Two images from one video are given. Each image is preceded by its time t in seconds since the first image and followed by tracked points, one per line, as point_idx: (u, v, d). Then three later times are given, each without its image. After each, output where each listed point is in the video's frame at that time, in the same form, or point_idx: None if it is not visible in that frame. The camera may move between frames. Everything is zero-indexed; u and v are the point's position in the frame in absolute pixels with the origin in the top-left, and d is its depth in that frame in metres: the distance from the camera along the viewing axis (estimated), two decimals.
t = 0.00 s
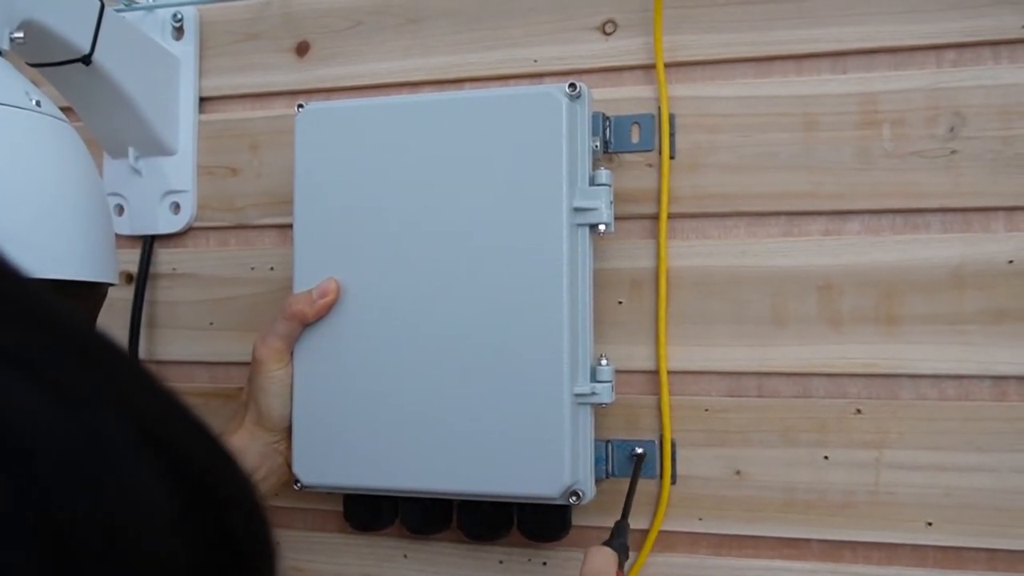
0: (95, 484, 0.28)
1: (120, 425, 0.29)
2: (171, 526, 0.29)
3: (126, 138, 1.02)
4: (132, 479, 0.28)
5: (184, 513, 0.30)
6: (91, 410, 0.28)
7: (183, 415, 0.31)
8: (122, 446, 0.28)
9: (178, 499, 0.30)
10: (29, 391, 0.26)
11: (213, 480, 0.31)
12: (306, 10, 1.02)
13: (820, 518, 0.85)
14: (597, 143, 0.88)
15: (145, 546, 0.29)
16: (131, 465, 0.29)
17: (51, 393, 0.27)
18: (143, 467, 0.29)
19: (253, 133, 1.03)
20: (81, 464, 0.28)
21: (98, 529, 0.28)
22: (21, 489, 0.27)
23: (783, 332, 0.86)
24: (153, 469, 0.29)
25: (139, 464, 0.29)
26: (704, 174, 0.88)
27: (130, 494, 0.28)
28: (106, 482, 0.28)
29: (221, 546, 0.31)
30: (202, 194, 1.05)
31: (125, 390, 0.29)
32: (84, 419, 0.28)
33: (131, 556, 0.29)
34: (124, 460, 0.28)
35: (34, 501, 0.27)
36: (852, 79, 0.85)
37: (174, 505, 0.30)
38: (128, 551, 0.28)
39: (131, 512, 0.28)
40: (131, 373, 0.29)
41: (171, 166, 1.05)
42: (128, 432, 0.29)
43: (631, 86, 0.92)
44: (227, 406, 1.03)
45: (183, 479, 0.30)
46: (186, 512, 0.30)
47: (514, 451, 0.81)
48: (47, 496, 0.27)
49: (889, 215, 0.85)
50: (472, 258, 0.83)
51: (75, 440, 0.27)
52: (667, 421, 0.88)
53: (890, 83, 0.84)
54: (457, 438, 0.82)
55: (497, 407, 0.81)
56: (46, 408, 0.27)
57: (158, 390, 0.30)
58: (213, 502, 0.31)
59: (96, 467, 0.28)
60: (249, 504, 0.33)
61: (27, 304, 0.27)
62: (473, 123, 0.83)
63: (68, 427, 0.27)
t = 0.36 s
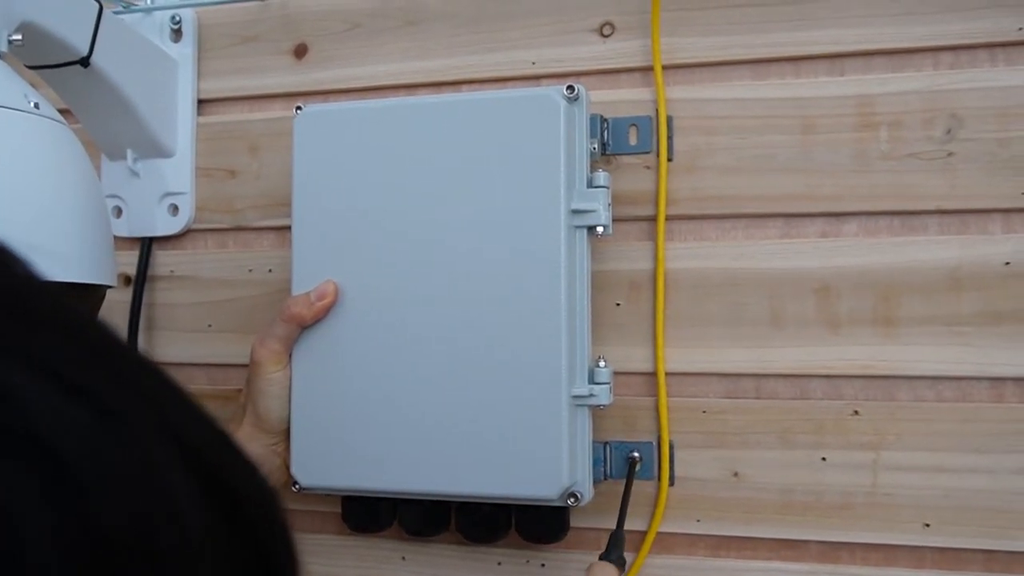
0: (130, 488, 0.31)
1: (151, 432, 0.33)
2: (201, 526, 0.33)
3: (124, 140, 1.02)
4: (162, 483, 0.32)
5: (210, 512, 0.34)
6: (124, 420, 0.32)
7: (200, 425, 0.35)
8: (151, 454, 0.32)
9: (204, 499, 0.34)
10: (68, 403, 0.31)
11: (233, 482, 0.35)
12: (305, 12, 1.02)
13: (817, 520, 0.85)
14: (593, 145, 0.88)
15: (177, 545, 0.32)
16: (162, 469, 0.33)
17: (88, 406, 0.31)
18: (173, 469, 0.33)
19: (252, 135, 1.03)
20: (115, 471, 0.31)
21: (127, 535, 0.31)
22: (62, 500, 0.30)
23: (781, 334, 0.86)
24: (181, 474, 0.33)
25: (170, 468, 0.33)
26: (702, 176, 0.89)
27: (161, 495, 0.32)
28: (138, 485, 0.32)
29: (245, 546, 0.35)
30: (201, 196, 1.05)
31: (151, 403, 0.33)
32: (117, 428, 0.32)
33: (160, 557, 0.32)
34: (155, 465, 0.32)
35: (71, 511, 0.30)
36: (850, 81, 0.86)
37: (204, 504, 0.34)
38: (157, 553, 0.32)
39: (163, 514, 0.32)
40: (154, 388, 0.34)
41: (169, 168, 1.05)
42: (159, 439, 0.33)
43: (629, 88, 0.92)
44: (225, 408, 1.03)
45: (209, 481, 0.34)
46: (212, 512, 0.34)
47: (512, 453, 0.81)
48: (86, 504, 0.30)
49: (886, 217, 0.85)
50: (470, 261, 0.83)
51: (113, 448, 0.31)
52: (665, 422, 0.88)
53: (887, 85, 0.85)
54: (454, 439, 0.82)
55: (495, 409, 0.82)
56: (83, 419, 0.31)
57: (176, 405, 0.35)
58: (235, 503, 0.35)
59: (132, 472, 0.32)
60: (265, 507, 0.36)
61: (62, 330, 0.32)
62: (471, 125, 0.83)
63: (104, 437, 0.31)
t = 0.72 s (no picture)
0: (158, 481, 0.31)
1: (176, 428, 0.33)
2: (233, 531, 0.33)
3: (124, 143, 1.03)
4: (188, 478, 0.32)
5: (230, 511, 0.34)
6: (153, 413, 0.32)
7: (222, 426, 0.35)
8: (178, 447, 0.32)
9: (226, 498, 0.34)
10: (97, 392, 0.31)
11: (250, 480, 0.35)
12: (304, 14, 1.02)
13: (816, 521, 0.85)
14: (593, 148, 0.88)
15: (204, 543, 0.31)
16: (187, 464, 0.32)
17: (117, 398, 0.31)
18: (198, 466, 0.33)
19: (251, 137, 1.04)
20: (145, 465, 0.31)
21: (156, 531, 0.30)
22: (102, 497, 0.29)
23: (780, 336, 0.87)
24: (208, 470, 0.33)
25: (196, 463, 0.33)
26: (700, 178, 0.89)
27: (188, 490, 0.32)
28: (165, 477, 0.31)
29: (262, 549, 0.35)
30: (201, 198, 1.05)
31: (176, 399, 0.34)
32: (149, 426, 0.32)
33: (190, 554, 0.31)
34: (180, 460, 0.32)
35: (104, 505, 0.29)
36: (848, 84, 0.86)
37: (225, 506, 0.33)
38: (185, 549, 0.31)
39: (191, 508, 0.31)
40: (176, 385, 0.34)
41: (169, 170, 1.05)
42: (184, 435, 0.33)
43: (627, 90, 0.92)
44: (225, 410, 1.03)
45: (230, 479, 0.34)
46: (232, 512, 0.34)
47: (512, 454, 0.81)
48: (117, 495, 0.30)
49: (884, 219, 0.85)
50: (470, 262, 0.83)
51: (142, 440, 0.31)
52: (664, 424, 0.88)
53: (885, 88, 0.85)
54: (454, 441, 0.83)
55: (495, 410, 0.82)
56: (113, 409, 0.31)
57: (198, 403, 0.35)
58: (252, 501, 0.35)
59: (166, 474, 0.31)
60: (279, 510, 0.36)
61: (89, 326, 0.32)
62: (470, 127, 0.84)
63: (134, 428, 0.31)
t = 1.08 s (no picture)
0: (62, 474, 0.34)
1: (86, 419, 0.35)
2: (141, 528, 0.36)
3: (128, 147, 1.03)
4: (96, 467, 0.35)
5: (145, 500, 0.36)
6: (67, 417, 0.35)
7: (149, 423, 0.38)
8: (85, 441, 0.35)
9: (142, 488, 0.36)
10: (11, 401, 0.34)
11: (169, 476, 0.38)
12: (307, 19, 1.03)
13: (815, 524, 0.86)
14: (595, 152, 0.89)
15: (113, 533, 0.35)
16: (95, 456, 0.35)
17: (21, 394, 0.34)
18: (109, 457, 0.35)
19: (254, 142, 1.04)
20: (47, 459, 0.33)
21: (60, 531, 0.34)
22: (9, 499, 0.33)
23: (780, 340, 0.87)
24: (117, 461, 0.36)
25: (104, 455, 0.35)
26: (701, 184, 0.89)
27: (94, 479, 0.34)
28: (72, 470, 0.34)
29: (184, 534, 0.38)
30: (203, 202, 1.06)
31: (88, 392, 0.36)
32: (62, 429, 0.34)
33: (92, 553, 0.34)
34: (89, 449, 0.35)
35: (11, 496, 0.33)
36: (848, 90, 0.87)
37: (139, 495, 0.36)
38: (88, 548, 0.34)
39: (94, 501, 0.34)
40: (95, 376, 0.37)
41: (172, 174, 1.06)
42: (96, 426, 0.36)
43: (629, 96, 0.93)
44: (227, 413, 1.03)
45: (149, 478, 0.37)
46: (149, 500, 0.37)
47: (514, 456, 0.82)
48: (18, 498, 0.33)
49: (883, 224, 0.86)
50: (472, 266, 0.83)
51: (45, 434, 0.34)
52: (665, 426, 0.88)
53: (884, 94, 0.86)
54: (457, 443, 0.83)
55: (498, 413, 0.82)
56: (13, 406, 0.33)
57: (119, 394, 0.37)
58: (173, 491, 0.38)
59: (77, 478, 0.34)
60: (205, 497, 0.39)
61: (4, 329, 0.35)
62: (472, 132, 0.84)
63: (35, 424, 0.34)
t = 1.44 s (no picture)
0: (58, 483, 0.36)
1: (83, 432, 0.37)
2: (136, 534, 0.38)
3: (132, 153, 1.04)
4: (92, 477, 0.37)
5: (136, 508, 0.39)
6: (69, 431, 0.37)
7: (140, 435, 0.40)
8: (84, 454, 0.37)
9: (133, 497, 0.39)
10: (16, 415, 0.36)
11: (163, 486, 0.40)
12: (311, 26, 1.03)
13: (818, 528, 0.86)
14: (599, 159, 0.89)
15: (108, 538, 0.37)
16: (93, 467, 0.37)
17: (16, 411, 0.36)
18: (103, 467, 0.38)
19: (258, 148, 1.05)
20: (42, 474, 0.35)
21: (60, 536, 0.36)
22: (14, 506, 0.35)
23: (782, 345, 0.88)
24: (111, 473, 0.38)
25: (100, 467, 0.37)
26: (704, 190, 0.90)
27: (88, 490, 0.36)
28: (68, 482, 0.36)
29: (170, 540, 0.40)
30: (207, 208, 1.06)
31: (82, 407, 0.38)
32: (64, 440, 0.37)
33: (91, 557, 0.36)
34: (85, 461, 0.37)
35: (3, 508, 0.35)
36: (849, 98, 0.87)
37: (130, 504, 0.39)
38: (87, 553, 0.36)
39: (93, 508, 0.37)
40: (88, 391, 0.39)
41: (176, 180, 1.06)
42: (89, 440, 0.38)
43: (631, 103, 0.93)
44: (231, 418, 1.04)
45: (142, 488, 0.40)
46: (139, 507, 0.39)
47: (518, 462, 0.82)
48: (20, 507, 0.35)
49: (885, 230, 0.86)
50: (475, 272, 0.84)
51: (37, 446, 0.36)
52: (668, 432, 0.89)
53: (886, 102, 0.86)
54: (459, 449, 0.84)
55: (501, 419, 0.83)
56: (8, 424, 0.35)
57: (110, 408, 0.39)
58: (161, 496, 0.40)
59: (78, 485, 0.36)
60: (192, 505, 0.42)
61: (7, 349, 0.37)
62: (476, 139, 0.85)
63: (30, 439, 0.36)
